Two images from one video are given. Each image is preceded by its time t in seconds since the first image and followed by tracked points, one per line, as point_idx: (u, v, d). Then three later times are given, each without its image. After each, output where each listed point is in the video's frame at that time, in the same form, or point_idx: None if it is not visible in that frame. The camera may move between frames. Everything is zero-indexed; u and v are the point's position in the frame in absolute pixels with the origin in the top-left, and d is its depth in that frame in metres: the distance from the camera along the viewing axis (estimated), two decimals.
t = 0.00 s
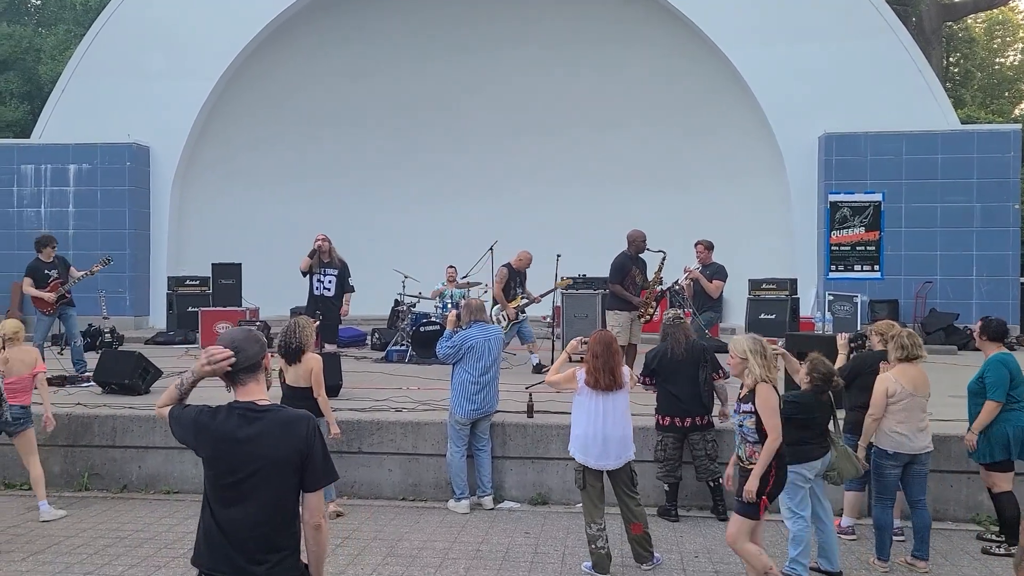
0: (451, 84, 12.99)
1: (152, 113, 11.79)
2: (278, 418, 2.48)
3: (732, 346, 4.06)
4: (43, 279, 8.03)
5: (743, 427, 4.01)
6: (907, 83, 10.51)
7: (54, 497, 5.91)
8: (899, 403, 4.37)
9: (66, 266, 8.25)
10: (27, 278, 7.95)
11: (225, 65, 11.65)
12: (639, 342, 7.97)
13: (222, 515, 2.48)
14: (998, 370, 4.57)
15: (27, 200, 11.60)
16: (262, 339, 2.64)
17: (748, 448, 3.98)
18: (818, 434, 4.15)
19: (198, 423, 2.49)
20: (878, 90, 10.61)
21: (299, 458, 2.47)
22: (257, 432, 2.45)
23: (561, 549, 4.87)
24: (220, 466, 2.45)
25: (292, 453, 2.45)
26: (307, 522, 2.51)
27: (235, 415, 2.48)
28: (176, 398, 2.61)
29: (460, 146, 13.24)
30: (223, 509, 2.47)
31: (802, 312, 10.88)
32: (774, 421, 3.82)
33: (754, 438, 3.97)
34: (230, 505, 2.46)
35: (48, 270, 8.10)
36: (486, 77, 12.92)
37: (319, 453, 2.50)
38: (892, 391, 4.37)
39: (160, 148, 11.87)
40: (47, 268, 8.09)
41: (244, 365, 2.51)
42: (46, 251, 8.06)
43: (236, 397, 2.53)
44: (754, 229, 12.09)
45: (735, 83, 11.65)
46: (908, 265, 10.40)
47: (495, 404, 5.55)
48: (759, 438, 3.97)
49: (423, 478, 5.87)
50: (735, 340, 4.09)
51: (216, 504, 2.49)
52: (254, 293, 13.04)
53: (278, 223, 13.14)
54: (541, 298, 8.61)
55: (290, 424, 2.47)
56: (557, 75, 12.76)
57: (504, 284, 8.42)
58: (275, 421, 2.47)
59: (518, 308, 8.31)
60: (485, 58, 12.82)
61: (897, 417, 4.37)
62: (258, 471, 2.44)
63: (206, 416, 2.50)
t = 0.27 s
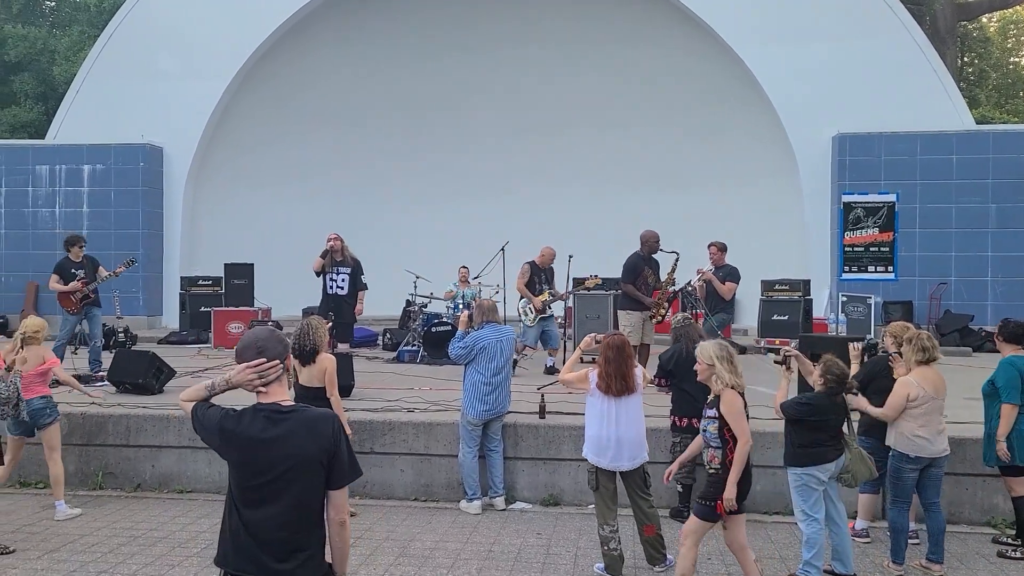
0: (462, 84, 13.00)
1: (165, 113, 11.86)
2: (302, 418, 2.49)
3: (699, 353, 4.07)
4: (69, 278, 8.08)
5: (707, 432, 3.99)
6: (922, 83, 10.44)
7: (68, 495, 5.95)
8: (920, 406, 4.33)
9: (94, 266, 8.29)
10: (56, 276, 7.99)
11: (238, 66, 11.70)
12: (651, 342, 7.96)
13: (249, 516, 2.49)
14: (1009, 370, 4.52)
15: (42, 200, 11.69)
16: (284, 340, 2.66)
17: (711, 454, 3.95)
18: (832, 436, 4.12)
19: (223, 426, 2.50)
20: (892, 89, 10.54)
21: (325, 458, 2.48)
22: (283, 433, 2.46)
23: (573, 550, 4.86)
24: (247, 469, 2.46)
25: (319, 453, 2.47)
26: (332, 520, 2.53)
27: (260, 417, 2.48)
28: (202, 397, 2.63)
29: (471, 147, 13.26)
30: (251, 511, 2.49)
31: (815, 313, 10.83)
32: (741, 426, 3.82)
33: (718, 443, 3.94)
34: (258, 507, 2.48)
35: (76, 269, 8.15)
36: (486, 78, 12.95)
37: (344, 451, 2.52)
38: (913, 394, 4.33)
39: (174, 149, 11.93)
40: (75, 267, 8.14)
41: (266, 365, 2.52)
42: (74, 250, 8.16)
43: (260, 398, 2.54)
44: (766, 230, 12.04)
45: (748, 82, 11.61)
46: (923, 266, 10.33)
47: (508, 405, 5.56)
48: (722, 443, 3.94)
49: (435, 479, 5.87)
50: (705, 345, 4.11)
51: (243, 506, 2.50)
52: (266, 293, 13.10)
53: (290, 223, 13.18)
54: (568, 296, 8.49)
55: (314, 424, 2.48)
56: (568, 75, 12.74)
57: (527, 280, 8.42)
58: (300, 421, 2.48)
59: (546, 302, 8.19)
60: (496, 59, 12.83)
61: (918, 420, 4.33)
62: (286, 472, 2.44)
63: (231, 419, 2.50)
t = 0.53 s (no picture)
0: (473, 84, 13.01)
1: (178, 114, 11.93)
2: (334, 417, 2.51)
3: (661, 350, 4.16)
4: (91, 274, 8.20)
5: (665, 429, 4.10)
6: (936, 83, 10.37)
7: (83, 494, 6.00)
8: (935, 408, 4.30)
9: (116, 266, 8.39)
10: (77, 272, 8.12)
11: (251, 67, 11.76)
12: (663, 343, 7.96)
13: (281, 515, 2.50)
14: (1018, 372, 4.49)
15: (57, 200, 11.80)
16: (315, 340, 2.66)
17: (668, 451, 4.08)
18: (846, 437, 4.10)
19: (256, 426, 2.51)
20: (907, 89, 10.46)
21: (358, 456, 2.50)
22: (316, 432, 2.47)
23: (585, 551, 4.86)
24: (280, 468, 2.47)
25: (352, 452, 2.49)
26: (364, 517, 2.57)
27: (292, 416, 2.49)
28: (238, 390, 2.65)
29: (482, 147, 13.27)
30: (283, 510, 2.50)
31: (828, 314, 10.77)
32: (693, 426, 3.92)
33: (674, 441, 4.04)
34: (290, 507, 2.49)
35: (98, 267, 8.29)
36: (494, 78, 12.97)
37: (376, 450, 2.54)
38: (929, 395, 4.30)
39: (187, 149, 12.01)
40: (97, 265, 8.28)
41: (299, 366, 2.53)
42: (99, 248, 8.23)
43: (292, 398, 2.55)
44: (778, 230, 12.00)
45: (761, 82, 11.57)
46: (937, 266, 10.26)
47: (520, 405, 5.56)
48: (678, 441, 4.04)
49: (447, 479, 5.89)
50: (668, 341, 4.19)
51: (275, 505, 2.51)
52: (278, 293, 13.16)
53: (302, 223, 13.24)
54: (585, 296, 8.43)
55: (347, 424, 2.50)
56: (579, 75, 12.73)
57: (542, 283, 8.41)
58: (333, 421, 2.50)
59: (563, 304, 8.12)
60: (508, 59, 12.83)
61: (932, 421, 4.31)
62: (319, 471, 2.46)
63: (263, 418, 2.51)
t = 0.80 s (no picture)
0: (478, 84, 13.02)
1: (185, 115, 11.97)
2: (355, 418, 2.51)
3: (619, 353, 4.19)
4: (96, 275, 8.25)
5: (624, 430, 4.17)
6: (943, 83, 10.34)
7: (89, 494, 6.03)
8: (943, 409, 4.29)
9: (122, 268, 8.45)
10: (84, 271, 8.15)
11: (257, 67, 11.79)
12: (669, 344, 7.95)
13: (303, 516, 2.51)
14: None
15: (63, 201, 11.85)
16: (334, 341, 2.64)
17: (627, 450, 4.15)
18: (852, 438, 4.10)
19: (276, 428, 2.50)
20: (913, 89, 10.43)
21: (380, 456, 2.52)
22: (337, 433, 2.47)
23: (590, 552, 4.86)
24: (302, 470, 2.47)
25: (374, 452, 2.50)
26: (386, 516, 2.58)
27: (313, 418, 2.49)
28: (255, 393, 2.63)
29: (487, 147, 13.28)
30: (305, 511, 2.50)
31: (834, 315, 10.75)
32: (643, 428, 3.97)
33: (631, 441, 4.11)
34: (312, 508, 2.49)
35: (104, 268, 8.31)
36: (499, 78, 12.97)
37: (396, 450, 2.56)
38: (937, 396, 4.29)
39: (193, 150, 12.04)
40: (104, 266, 8.31)
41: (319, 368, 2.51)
42: (108, 250, 8.26)
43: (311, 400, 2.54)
44: (784, 230, 11.98)
45: (767, 82, 11.54)
46: (944, 267, 10.22)
47: (525, 406, 5.56)
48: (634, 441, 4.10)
49: (452, 480, 5.89)
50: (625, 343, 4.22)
51: (296, 507, 2.51)
52: (284, 293, 13.20)
53: (308, 224, 13.26)
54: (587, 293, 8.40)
55: (367, 424, 2.51)
56: (585, 75, 12.73)
57: (542, 286, 8.32)
58: (353, 422, 2.50)
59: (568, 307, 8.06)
60: (513, 59, 12.84)
61: (939, 423, 4.30)
62: (341, 471, 2.46)
63: (284, 421, 2.51)
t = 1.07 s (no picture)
0: (482, 84, 13.03)
1: (189, 115, 12.00)
2: (349, 418, 2.52)
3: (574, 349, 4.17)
4: (89, 276, 8.30)
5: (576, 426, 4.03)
6: (947, 83, 10.31)
7: (93, 494, 6.05)
8: (948, 410, 4.27)
9: (114, 271, 8.48)
10: (76, 273, 8.20)
11: (260, 68, 11.82)
12: (672, 344, 7.94)
13: (297, 516, 2.51)
14: None
15: (68, 202, 11.89)
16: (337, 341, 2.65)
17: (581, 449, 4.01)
18: (855, 439, 4.10)
19: (272, 427, 2.52)
20: (918, 89, 10.41)
21: (373, 457, 2.51)
22: (331, 433, 2.48)
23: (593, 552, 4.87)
24: (296, 469, 2.48)
25: (368, 452, 2.49)
26: (381, 517, 2.57)
27: (308, 417, 2.51)
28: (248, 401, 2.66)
29: (491, 148, 13.29)
30: (299, 511, 2.51)
31: (838, 315, 10.73)
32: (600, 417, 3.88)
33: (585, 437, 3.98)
34: (306, 508, 2.50)
35: (97, 270, 8.36)
36: (503, 79, 12.98)
37: (391, 451, 2.55)
38: (942, 397, 4.28)
39: (198, 150, 12.07)
40: (97, 268, 8.35)
41: (318, 368, 2.52)
42: (101, 250, 8.37)
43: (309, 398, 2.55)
44: (788, 231, 11.97)
45: (770, 82, 11.52)
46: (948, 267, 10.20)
47: (528, 407, 5.58)
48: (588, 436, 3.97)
49: (455, 480, 5.90)
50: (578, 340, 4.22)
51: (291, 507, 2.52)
52: (289, 294, 13.23)
53: (312, 224, 13.29)
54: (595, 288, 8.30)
55: (362, 424, 2.50)
56: (588, 75, 12.73)
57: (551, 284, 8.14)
58: (347, 421, 2.51)
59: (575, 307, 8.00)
60: (516, 59, 12.84)
61: (945, 424, 4.29)
62: (334, 471, 2.47)
63: (279, 421, 2.52)
